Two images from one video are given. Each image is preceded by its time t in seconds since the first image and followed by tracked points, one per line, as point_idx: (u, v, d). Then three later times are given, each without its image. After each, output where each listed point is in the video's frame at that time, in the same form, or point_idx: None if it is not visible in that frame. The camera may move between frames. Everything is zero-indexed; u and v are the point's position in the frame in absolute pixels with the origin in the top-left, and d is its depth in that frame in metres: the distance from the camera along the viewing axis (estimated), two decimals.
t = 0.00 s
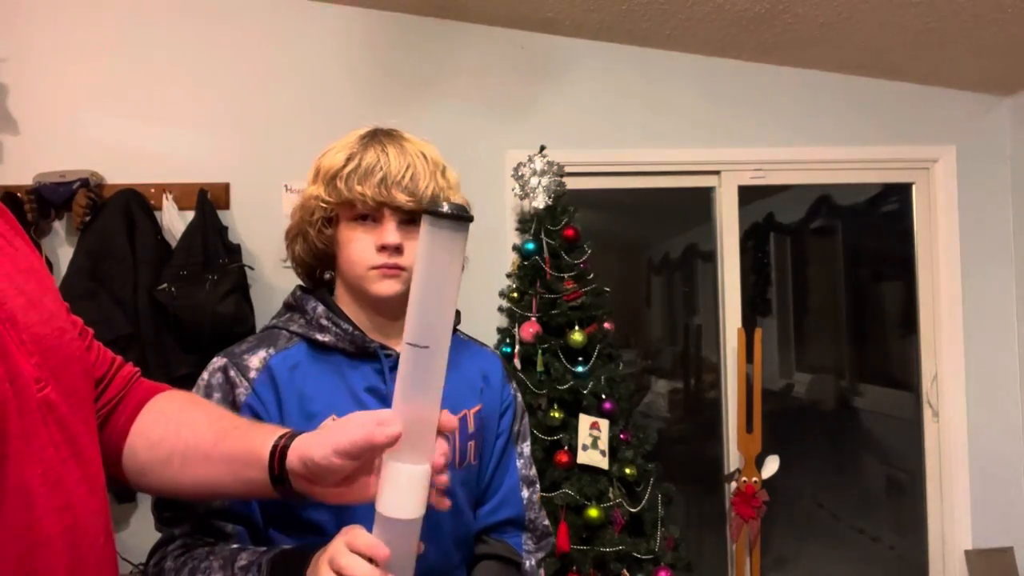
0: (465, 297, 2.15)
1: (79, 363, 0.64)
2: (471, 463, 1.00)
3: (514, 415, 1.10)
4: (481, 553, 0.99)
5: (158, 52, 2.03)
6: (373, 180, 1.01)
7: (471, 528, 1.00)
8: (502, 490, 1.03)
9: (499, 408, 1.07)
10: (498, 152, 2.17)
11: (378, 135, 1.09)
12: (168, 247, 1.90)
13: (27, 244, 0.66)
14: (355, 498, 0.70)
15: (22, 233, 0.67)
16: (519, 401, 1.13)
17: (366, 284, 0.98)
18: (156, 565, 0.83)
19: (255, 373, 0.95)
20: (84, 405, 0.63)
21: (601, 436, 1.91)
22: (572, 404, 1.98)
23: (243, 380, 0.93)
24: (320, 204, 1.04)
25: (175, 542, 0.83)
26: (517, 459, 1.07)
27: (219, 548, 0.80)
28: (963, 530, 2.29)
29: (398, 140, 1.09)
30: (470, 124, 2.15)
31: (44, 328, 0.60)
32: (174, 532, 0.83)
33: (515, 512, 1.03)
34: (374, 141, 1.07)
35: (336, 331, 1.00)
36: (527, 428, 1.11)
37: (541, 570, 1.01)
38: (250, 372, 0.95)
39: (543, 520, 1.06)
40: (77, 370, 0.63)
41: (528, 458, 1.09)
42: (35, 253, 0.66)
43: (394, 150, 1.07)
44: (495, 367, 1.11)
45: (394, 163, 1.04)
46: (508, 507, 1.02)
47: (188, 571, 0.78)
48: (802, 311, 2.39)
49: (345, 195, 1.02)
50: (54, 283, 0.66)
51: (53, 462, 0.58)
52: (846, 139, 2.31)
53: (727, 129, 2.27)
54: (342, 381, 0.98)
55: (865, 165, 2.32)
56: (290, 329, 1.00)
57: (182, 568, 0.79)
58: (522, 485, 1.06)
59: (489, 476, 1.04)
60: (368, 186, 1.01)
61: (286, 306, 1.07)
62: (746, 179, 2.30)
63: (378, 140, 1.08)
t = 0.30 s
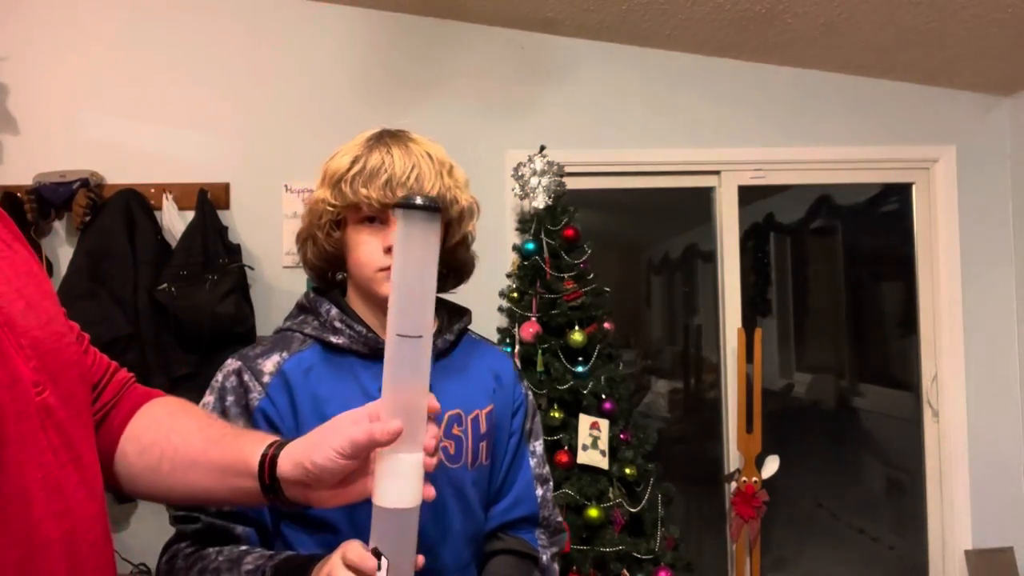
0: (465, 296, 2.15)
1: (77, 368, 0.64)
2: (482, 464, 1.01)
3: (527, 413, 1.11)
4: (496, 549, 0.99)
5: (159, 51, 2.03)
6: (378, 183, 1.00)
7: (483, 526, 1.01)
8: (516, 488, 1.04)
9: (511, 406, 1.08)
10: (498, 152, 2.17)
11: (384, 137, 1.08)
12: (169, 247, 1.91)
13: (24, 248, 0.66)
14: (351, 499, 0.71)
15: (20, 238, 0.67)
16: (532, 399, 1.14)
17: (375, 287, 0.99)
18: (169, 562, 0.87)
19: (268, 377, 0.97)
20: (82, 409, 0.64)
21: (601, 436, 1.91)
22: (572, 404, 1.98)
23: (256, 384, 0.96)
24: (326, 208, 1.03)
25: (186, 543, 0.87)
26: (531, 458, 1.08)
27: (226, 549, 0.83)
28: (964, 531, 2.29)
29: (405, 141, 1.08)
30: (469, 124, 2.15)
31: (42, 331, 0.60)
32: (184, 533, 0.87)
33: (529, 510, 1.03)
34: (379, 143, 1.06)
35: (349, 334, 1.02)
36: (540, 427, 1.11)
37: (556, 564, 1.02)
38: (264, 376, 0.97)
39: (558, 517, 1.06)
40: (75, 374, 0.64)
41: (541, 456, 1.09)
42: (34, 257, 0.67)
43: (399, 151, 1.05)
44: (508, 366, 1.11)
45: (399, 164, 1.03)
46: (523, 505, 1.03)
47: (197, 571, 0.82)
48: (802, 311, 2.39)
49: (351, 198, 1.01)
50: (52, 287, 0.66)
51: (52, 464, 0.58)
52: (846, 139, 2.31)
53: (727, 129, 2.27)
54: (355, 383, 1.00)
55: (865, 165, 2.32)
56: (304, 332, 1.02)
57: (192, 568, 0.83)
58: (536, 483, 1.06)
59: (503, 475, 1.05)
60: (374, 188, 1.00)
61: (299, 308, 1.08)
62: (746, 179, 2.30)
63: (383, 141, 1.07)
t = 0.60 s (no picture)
0: (465, 296, 2.15)
1: (67, 369, 0.65)
2: (478, 470, 1.01)
3: (527, 419, 1.12)
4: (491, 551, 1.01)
5: (159, 51, 2.04)
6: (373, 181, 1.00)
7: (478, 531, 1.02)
8: (514, 495, 1.05)
9: (511, 413, 1.09)
10: (498, 152, 2.17)
11: (379, 136, 1.09)
12: (169, 247, 1.91)
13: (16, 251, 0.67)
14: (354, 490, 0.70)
15: (13, 241, 0.68)
16: (532, 404, 1.15)
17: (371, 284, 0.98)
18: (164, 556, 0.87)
19: (265, 376, 0.98)
20: (73, 409, 0.64)
21: (601, 436, 1.91)
22: (572, 404, 1.98)
23: (253, 383, 0.98)
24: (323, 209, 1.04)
25: (182, 539, 0.88)
26: (531, 464, 1.09)
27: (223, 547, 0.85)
28: (963, 531, 2.29)
29: (400, 139, 1.09)
30: (469, 124, 2.15)
31: (30, 331, 0.61)
32: (182, 529, 0.88)
33: (528, 516, 1.05)
34: (375, 142, 1.07)
35: (347, 335, 1.03)
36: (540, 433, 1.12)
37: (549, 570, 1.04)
38: (261, 375, 0.99)
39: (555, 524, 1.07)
40: (64, 375, 0.64)
41: (541, 463, 1.10)
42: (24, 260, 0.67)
43: (394, 150, 1.06)
44: (509, 371, 1.12)
45: (394, 163, 1.03)
46: (520, 512, 1.04)
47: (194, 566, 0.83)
48: (802, 311, 2.39)
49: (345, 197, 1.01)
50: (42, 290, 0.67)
51: (47, 460, 0.57)
52: (846, 139, 2.31)
53: (726, 130, 2.27)
54: (352, 386, 1.01)
55: (865, 165, 2.32)
56: (302, 332, 1.03)
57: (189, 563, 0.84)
58: (536, 490, 1.07)
59: (502, 481, 1.06)
60: (368, 186, 1.00)
61: (298, 306, 1.09)
62: (746, 179, 2.30)
63: (379, 138, 1.08)
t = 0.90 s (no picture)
0: (465, 296, 2.15)
1: (62, 368, 0.65)
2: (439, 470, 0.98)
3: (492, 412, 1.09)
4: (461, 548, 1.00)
5: (158, 52, 2.03)
6: (307, 174, 1.00)
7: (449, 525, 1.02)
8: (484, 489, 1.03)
9: (473, 408, 1.06)
10: (498, 152, 2.17)
11: (315, 126, 1.08)
12: (169, 247, 1.91)
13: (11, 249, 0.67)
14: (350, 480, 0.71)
15: (7, 240, 0.68)
16: (496, 395, 1.12)
17: (315, 280, 0.99)
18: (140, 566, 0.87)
19: (210, 380, 0.97)
20: (68, 407, 0.64)
21: (601, 436, 1.91)
22: (572, 404, 1.98)
23: (199, 387, 0.97)
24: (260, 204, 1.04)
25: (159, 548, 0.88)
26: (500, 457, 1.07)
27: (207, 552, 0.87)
28: (962, 531, 2.29)
29: (337, 128, 1.08)
30: (470, 124, 2.15)
31: (25, 329, 0.61)
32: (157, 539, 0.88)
33: (502, 509, 1.04)
34: (310, 133, 1.06)
35: (294, 334, 1.02)
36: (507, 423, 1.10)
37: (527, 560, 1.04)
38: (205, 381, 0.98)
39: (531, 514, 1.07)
40: (59, 374, 0.64)
41: (510, 455, 1.08)
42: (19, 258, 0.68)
43: (330, 140, 1.05)
44: (468, 364, 1.08)
45: (330, 153, 1.02)
46: (492, 506, 1.03)
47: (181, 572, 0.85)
48: (802, 311, 2.39)
49: (282, 191, 1.01)
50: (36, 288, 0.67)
51: (42, 459, 0.58)
52: (847, 139, 2.31)
53: (727, 130, 2.27)
54: (302, 387, 1.01)
55: (865, 165, 2.32)
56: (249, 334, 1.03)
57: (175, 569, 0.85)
58: (508, 483, 1.06)
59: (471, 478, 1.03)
60: (302, 179, 1.00)
61: (247, 309, 1.09)
62: (746, 179, 2.30)
63: (315, 129, 1.07)
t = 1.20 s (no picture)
0: (466, 296, 2.15)
1: (60, 370, 0.65)
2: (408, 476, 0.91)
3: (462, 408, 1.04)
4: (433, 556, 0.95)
5: (158, 51, 2.03)
6: (259, 174, 1.00)
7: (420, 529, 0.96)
8: (455, 492, 0.98)
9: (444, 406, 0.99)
10: (497, 152, 2.17)
11: (267, 124, 1.07)
12: (169, 247, 1.91)
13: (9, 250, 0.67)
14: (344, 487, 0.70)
15: (6, 242, 0.68)
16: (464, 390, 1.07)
17: (271, 282, 1.00)
18: None
19: (166, 384, 0.98)
20: (66, 409, 0.64)
21: (601, 436, 1.91)
22: (572, 404, 1.98)
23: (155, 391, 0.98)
24: (212, 206, 1.04)
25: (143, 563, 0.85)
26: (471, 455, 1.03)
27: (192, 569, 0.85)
28: (962, 531, 2.29)
29: (288, 126, 1.07)
30: (470, 124, 2.15)
31: (24, 329, 0.61)
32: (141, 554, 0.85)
33: (472, 510, 1.00)
34: (261, 132, 1.05)
35: (250, 337, 1.02)
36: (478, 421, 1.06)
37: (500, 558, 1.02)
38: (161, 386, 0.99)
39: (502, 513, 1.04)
40: (57, 376, 0.64)
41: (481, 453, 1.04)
42: (19, 259, 0.68)
43: (282, 138, 1.04)
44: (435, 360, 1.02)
45: (282, 152, 1.02)
46: (464, 507, 0.99)
47: None
48: (802, 311, 2.39)
49: (234, 193, 1.01)
50: (36, 288, 0.67)
51: (41, 460, 0.58)
52: (847, 139, 2.31)
53: (727, 130, 2.27)
54: (258, 389, 1.00)
55: (865, 165, 2.33)
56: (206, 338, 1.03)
57: None
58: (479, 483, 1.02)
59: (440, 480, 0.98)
60: (254, 180, 1.00)
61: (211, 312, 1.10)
62: (746, 179, 2.30)
63: (266, 128, 1.06)
